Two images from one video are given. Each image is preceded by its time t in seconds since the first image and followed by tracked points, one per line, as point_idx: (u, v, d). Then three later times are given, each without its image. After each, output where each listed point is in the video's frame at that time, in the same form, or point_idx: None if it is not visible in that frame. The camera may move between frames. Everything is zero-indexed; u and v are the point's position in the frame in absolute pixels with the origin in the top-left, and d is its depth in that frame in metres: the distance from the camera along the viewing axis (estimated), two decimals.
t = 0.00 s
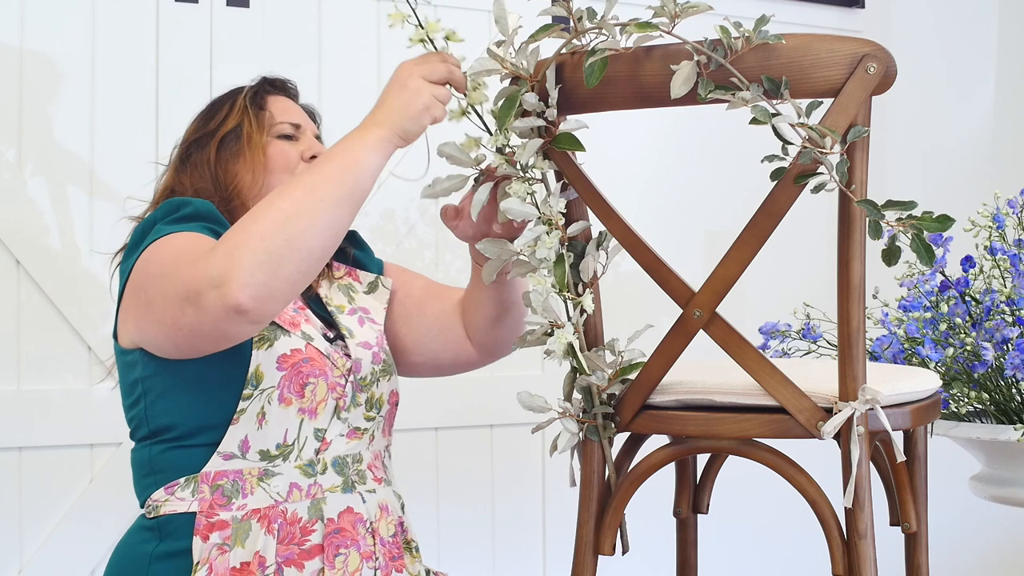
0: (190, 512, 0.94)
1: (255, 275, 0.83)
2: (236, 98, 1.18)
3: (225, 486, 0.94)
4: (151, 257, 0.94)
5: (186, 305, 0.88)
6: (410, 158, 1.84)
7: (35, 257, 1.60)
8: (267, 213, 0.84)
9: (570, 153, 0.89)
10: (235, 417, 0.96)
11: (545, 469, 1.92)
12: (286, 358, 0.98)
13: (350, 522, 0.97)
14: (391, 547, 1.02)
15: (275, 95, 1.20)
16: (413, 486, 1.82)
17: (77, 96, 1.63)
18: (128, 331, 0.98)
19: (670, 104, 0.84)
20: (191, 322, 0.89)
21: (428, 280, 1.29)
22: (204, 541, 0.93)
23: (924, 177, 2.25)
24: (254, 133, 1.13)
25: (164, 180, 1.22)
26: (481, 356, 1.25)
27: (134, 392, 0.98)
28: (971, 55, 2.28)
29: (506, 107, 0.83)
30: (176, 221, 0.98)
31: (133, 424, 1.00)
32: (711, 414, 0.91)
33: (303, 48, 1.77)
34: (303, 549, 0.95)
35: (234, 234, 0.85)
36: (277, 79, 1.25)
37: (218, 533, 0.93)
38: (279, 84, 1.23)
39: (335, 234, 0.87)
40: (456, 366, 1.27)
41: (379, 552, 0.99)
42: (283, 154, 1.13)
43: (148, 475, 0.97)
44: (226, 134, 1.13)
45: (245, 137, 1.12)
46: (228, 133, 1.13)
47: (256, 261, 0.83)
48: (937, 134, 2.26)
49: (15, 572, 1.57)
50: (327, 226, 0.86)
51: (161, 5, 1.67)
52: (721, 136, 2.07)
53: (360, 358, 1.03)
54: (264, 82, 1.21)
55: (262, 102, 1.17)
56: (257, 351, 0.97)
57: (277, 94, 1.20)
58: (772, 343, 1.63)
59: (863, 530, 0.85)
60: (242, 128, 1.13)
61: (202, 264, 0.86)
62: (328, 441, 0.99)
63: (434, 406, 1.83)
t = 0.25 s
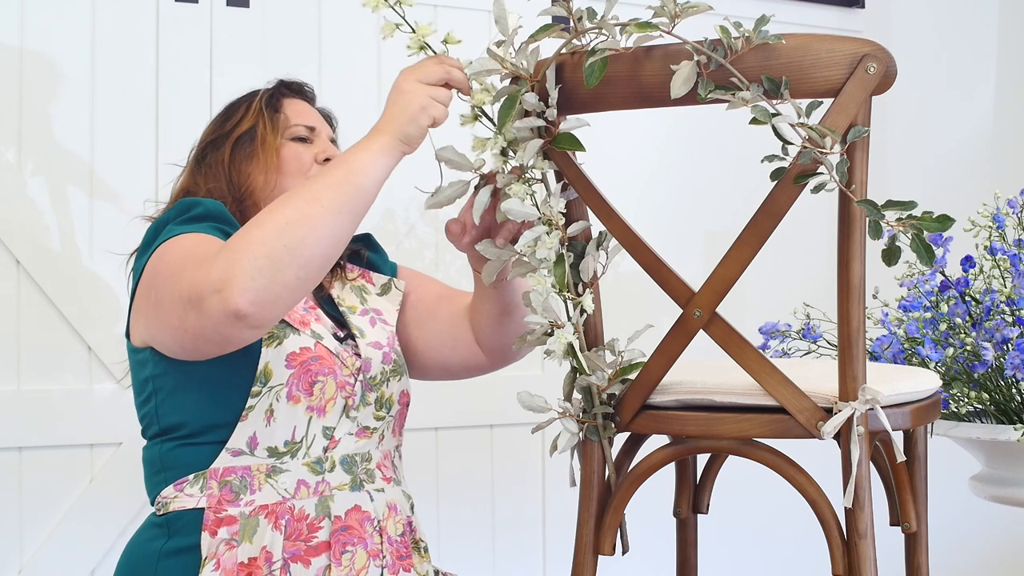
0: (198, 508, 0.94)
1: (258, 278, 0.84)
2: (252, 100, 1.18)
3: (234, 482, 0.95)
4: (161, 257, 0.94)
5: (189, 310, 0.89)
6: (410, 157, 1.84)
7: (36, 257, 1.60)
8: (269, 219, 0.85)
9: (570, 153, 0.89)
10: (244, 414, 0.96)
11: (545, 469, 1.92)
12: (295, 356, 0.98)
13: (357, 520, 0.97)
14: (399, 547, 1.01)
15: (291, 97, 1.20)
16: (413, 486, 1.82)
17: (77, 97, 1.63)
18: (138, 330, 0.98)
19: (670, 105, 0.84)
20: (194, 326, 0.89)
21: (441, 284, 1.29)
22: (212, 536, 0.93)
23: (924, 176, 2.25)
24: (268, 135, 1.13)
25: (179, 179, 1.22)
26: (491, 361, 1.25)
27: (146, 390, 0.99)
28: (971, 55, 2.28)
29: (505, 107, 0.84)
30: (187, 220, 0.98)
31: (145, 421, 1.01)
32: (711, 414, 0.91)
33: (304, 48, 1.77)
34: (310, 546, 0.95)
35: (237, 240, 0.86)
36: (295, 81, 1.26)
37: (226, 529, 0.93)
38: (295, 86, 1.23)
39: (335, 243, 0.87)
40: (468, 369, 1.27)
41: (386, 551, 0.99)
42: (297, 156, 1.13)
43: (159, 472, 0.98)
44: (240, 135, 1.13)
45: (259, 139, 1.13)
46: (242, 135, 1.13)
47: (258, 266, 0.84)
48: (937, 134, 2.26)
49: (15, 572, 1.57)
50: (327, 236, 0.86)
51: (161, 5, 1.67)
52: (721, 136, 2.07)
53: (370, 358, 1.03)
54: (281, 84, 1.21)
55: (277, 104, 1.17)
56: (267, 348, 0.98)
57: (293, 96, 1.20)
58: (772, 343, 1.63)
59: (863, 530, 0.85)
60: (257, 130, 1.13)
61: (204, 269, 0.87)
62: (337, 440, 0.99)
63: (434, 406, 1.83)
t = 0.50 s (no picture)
0: (204, 508, 0.94)
1: (265, 287, 0.85)
2: (257, 102, 1.18)
3: (240, 481, 0.95)
4: (166, 259, 0.94)
5: (197, 315, 0.89)
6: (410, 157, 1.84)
7: (36, 256, 1.60)
8: (275, 226, 0.86)
9: (570, 153, 0.89)
10: (250, 414, 0.96)
11: (545, 469, 1.92)
12: (301, 356, 0.98)
13: (363, 520, 0.97)
14: (405, 546, 1.01)
15: (296, 99, 1.20)
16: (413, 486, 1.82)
17: (77, 97, 1.63)
18: (145, 331, 0.99)
19: (670, 105, 0.84)
20: (202, 332, 0.90)
21: (442, 285, 1.29)
22: (218, 535, 0.93)
23: (924, 176, 2.25)
24: (272, 137, 1.13)
25: (184, 181, 1.22)
26: (495, 360, 1.25)
27: (152, 391, 0.99)
28: (971, 55, 2.28)
29: (506, 107, 0.83)
30: (193, 222, 0.98)
31: (150, 422, 1.01)
32: (711, 414, 0.91)
33: (304, 48, 1.77)
34: (316, 545, 0.95)
35: (243, 247, 0.86)
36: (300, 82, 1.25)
37: (233, 528, 0.93)
38: (300, 87, 1.23)
39: (341, 250, 0.88)
40: (472, 370, 1.27)
41: (392, 550, 0.99)
42: (301, 158, 1.13)
43: (164, 472, 0.98)
44: (244, 137, 1.13)
45: (263, 141, 1.13)
46: (247, 137, 1.13)
47: (265, 274, 0.84)
48: (937, 133, 2.26)
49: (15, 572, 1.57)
50: (332, 242, 0.86)
51: (161, 5, 1.67)
52: (721, 136, 2.07)
53: (375, 358, 1.03)
54: (285, 85, 1.22)
55: (282, 106, 1.17)
56: (273, 348, 0.98)
57: (298, 98, 1.20)
58: (772, 343, 1.63)
59: (863, 530, 0.85)
60: (261, 132, 1.13)
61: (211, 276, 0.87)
62: (343, 439, 0.99)
63: (434, 406, 1.83)
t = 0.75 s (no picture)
0: (206, 509, 0.94)
1: (272, 289, 0.85)
2: (253, 102, 1.18)
3: (243, 482, 0.95)
4: (166, 262, 0.94)
5: (201, 320, 0.89)
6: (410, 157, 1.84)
7: (36, 256, 1.60)
8: (278, 228, 0.86)
9: (570, 153, 0.90)
10: (253, 415, 0.96)
11: (545, 469, 1.92)
12: (302, 357, 0.98)
13: (366, 520, 0.97)
14: (407, 546, 1.01)
15: (292, 98, 1.20)
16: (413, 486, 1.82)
17: (77, 97, 1.62)
18: (144, 334, 0.98)
19: (670, 105, 0.84)
20: (206, 337, 0.89)
21: (440, 283, 1.29)
22: (222, 536, 0.93)
23: (924, 176, 2.25)
24: (269, 137, 1.13)
25: (182, 181, 1.23)
26: (494, 358, 1.25)
27: (152, 393, 0.99)
28: (971, 55, 2.28)
29: (506, 106, 0.83)
30: (192, 224, 0.98)
31: (150, 424, 1.01)
32: (711, 414, 0.91)
33: (304, 48, 1.77)
34: (320, 545, 0.95)
35: (246, 250, 0.86)
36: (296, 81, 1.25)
37: (236, 529, 0.93)
38: (296, 86, 1.23)
39: (343, 250, 0.88)
40: (471, 368, 1.27)
41: (395, 550, 0.99)
42: (298, 158, 1.13)
43: (165, 474, 0.98)
44: (242, 137, 1.13)
45: (260, 141, 1.12)
46: (244, 137, 1.13)
47: (271, 276, 0.84)
48: (937, 133, 2.26)
49: (15, 572, 1.57)
50: (335, 242, 0.87)
51: (161, 5, 1.67)
52: (721, 136, 2.07)
53: (376, 358, 1.03)
54: (282, 84, 1.21)
55: (278, 106, 1.17)
56: (275, 349, 0.97)
57: (294, 97, 1.20)
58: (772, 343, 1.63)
59: (863, 530, 0.85)
60: (258, 132, 1.13)
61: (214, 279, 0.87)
62: (345, 439, 0.99)
63: (434, 406, 1.83)
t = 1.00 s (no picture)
0: (206, 510, 0.94)
1: (276, 295, 0.85)
2: (247, 101, 1.18)
3: (243, 484, 0.95)
4: (164, 264, 0.94)
5: (205, 328, 0.89)
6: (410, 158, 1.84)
7: (36, 256, 1.60)
8: (277, 232, 0.85)
9: (570, 153, 0.90)
10: (252, 416, 0.96)
11: (545, 469, 1.92)
12: (302, 357, 0.98)
13: (367, 521, 0.97)
14: (407, 546, 1.02)
15: (286, 96, 1.20)
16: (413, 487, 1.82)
17: (77, 97, 1.62)
18: (143, 336, 0.98)
19: (671, 105, 0.84)
20: (211, 342, 0.90)
21: (437, 277, 1.30)
22: (222, 537, 0.93)
23: (924, 176, 2.25)
24: (264, 136, 1.13)
25: (177, 182, 1.23)
26: (494, 352, 1.25)
27: (151, 395, 0.99)
28: (971, 55, 2.28)
29: (506, 106, 0.83)
30: (189, 225, 0.98)
31: (149, 426, 1.01)
32: (711, 414, 0.91)
33: (304, 48, 1.77)
34: (321, 546, 0.95)
35: (246, 256, 0.86)
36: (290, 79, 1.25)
37: (237, 530, 0.93)
38: (290, 84, 1.23)
39: (343, 245, 0.88)
40: (471, 362, 1.27)
41: (395, 551, 0.99)
42: (293, 157, 1.13)
43: (164, 475, 0.98)
44: (236, 137, 1.13)
45: (255, 141, 1.13)
46: (239, 137, 1.13)
47: (274, 282, 0.85)
48: (937, 133, 2.26)
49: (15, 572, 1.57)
50: (336, 245, 0.87)
51: (161, 5, 1.67)
52: (721, 136, 2.07)
53: (375, 357, 1.03)
54: (276, 83, 1.21)
55: (272, 105, 1.17)
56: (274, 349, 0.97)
57: (288, 95, 1.20)
58: (772, 343, 1.64)
59: (864, 530, 0.85)
60: (253, 131, 1.13)
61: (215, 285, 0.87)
62: (345, 440, 0.99)
63: (435, 406, 1.83)
